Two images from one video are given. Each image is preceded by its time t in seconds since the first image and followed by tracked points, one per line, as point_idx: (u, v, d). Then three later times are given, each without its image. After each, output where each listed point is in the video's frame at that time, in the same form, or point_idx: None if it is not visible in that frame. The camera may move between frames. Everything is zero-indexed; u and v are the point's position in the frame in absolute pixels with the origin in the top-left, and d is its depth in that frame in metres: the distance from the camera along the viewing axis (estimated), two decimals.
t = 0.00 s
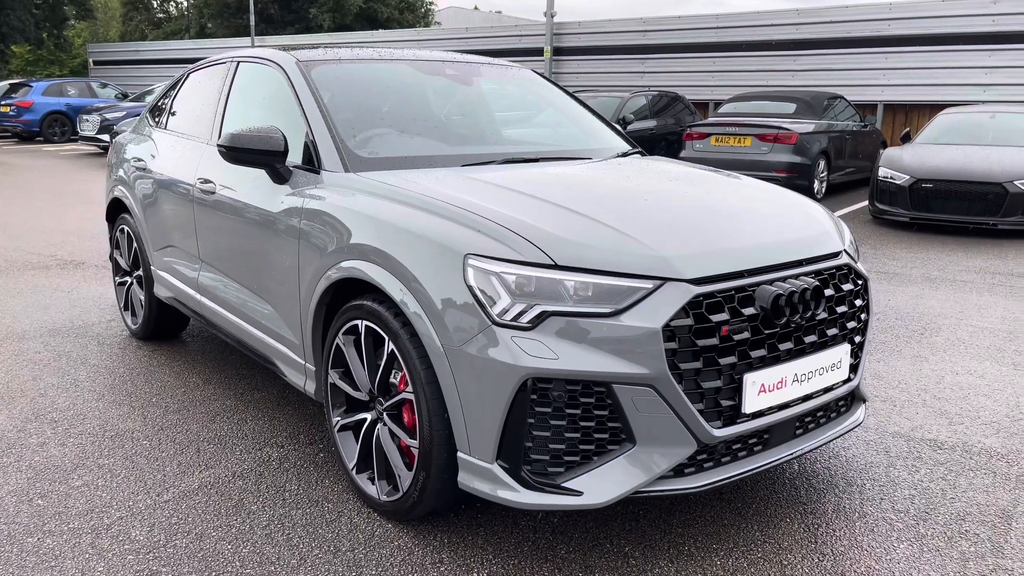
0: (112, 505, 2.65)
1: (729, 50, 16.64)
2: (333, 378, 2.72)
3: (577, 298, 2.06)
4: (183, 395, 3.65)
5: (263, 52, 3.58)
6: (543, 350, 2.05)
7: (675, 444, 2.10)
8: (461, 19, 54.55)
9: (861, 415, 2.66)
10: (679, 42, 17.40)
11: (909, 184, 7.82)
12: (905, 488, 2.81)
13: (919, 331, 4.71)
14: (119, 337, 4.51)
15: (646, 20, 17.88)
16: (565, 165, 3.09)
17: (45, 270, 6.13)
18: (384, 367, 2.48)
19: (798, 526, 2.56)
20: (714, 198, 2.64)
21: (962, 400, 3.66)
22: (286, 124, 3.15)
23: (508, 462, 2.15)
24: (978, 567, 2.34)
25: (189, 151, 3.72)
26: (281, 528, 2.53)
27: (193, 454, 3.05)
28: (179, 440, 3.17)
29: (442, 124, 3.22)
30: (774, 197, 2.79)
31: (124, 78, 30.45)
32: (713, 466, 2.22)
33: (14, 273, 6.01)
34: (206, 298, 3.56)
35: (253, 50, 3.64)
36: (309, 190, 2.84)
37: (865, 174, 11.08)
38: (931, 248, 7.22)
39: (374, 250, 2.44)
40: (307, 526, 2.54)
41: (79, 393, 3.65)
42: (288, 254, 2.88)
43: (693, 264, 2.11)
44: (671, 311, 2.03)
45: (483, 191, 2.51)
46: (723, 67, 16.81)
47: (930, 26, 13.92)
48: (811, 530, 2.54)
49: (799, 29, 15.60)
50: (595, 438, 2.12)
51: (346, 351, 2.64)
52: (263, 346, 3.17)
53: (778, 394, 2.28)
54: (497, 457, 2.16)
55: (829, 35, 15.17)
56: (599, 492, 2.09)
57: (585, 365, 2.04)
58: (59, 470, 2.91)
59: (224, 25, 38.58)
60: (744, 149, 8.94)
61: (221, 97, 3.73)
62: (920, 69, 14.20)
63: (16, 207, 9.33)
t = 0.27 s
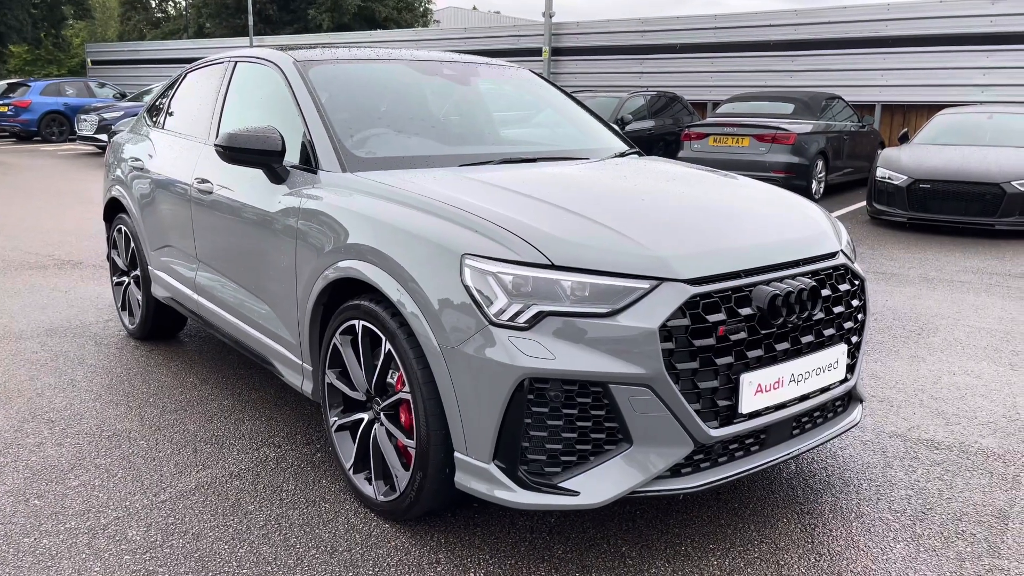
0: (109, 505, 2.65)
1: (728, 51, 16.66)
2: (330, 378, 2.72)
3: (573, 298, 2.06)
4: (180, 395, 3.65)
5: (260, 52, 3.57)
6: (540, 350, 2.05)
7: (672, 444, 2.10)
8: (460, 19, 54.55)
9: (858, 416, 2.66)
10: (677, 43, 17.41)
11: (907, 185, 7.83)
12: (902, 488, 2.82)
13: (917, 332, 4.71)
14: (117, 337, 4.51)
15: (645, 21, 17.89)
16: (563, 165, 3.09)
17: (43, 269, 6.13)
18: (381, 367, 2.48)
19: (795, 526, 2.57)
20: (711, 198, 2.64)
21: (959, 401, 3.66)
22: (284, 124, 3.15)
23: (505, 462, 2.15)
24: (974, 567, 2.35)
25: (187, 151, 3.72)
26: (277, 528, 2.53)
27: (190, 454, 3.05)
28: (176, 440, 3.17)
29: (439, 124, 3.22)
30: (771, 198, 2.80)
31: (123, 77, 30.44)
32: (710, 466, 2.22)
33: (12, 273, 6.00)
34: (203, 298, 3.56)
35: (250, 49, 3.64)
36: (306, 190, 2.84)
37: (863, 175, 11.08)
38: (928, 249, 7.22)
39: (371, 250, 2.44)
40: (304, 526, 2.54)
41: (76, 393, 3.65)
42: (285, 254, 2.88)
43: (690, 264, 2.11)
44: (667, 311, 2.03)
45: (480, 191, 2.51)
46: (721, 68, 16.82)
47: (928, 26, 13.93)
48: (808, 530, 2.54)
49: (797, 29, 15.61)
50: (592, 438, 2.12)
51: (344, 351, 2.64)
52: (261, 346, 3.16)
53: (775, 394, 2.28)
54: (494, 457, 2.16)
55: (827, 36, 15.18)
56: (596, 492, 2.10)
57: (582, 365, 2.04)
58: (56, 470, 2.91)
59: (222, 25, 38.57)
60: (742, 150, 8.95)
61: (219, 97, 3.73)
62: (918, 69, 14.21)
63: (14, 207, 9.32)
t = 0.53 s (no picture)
0: (107, 506, 2.65)
1: (726, 52, 16.67)
2: (329, 378, 2.72)
3: (572, 299, 2.06)
4: (179, 395, 3.65)
5: (259, 52, 3.57)
6: (538, 350, 2.05)
7: (671, 445, 2.10)
8: (458, 20, 54.56)
9: (856, 416, 2.66)
10: (675, 44, 17.42)
11: (904, 186, 7.84)
12: (900, 489, 2.82)
13: (915, 333, 4.71)
14: (114, 338, 4.50)
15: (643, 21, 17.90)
16: (562, 166, 3.09)
17: (40, 270, 6.12)
18: (380, 368, 2.48)
19: (793, 526, 2.57)
20: (709, 199, 2.64)
21: (957, 401, 3.67)
22: (282, 125, 3.15)
23: (503, 463, 2.15)
24: (972, 567, 2.35)
25: (185, 152, 3.71)
26: (276, 528, 2.53)
27: (188, 454, 3.05)
28: (174, 441, 3.17)
29: (437, 124, 3.22)
30: (770, 198, 2.80)
31: (120, 77, 30.41)
32: (708, 466, 2.22)
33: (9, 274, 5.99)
34: (202, 298, 3.56)
35: (249, 50, 3.64)
36: (305, 191, 2.84)
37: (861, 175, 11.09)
38: (927, 250, 7.23)
39: (370, 251, 2.44)
40: (302, 527, 2.54)
41: (74, 394, 3.65)
42: (283, 255, 2.87)
43: (688, 264, 2.11)
44: (666, 311, 2.04)
45: (479, 192, 2.51)
46: (720, 68, 16.83)
47: (926, 28, 13.95)
48: (807, 531, 2.54)
49: (796, 30, 15.62)
50: (591, 439, 2.12)
51: (342, 352, 2.64)
52: (259, 346, 3.16)
53: (773, 395, 2.28)
54: (492, 457, 2.16)
55: (826, 37, 15.20)
56: (594, 493, 2.10)
57: (581, 365, 2.04)
58: (54, 471, 2.91)
59: (220, 26, 38.55)
60: (741, 151, 8.96)
61: (217, 97, 3.73)
62: (916, 70, 14.23)
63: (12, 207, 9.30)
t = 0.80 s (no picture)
0: (107, 507, 2.65)
1: (725, 53, 16.69)
2: (329, 379, 2.72)
3: (573, 300, 2.06)
4: (178, 396, 3.65)
5: (259, 53, 3.57)
6: (538, 351, 2.05)
7: (671, 446, 2.10)
8: (457, 21, 54.57)
9: (856, 418, 2.66)
10: (675, 45, 17.43)
11: (904, 187, 7.84)
12: (900, 490, 2.82)
13: (915, 334, 4.72)
14: (114, 339, 4.50)
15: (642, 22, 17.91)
16: (562, 167, 3.09)
17: (39, 271, 6.12)
18: (380, 369, 2.48)
19: (793, 527, 2.57)
20: (710, 200, 2.64)
21: (957, 402, 3.67)
22: (282, 125, 3.15)
23: (504, 464, 2.15)
24: (972, 568, 2.35)
25: (185, 153, 3.71)
26: (276, 529, 2.53)
27: (188, 455, 3.05)
28: (174, 442, 3.16)
29: (437, 126, 3.22)
30: (770, 200, 2.80)
31: (119, 78, 30.39)
32: (709, 468, 2.22)
33: (8, 274, 5.98)
34: (202, 299, 3.55)
35: (249, 51, 3.64)
36: (305, 192, 2.84)
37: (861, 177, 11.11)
38: (926, 251, 7.23)
39: (370, 252, 2.44)
40: (302, 528, 2.54)
41: (73, 394, 3.64)
42: (283, 256, 2.87)
43: (688, 266, 2.11)
44: (667, 312, 2.04)
45: (479, 193, 2.51)
46: (719, 70, 16.84)
47: (925, 29, 13.97)
48: (806, 532, 2.55)
49: (795, 31, 15.63)
50: (591, 441, 2.12)
51: (342, 353, 2.64)
52: (259, 347, 3.16)
53: (773, 396, 2.28)
54: (492, 459, 2.16)
55: (825, 38, 15.21)
56: (594, 494, 2.10)
57: (581, 367, 2.04)
58: (53, 472, 2.90)
59: (220, 26, 38.55)
60: (740, 152, 8.97)
61: (217, 98, 3.73)
62: (915, 71, 14.24)
63: (11, 208, 9.30)
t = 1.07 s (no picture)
0: (108, 508, 2.65)
1: (725, 54, 16.71)
2: (329, 380, 2.72)
3: (574, 301, 2.06)
4: (178, 397, 3.65)
5: (259, 54, 3.57)
6: (539, 352, 2.05)
7: (671, 447, 2.10)
8: (457, 22, 54.60)
9: (856, 419, 2.67)
10: (674, 46, 17.45)
11: (903, 188, 7.85)
12: (900, 491, 2.82)
13: (915, 335, 4.72)
14: (113, 339, 4.50)
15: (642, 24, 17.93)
16: (562, 168, 3.09)
17: (39, 271, 6.12)
18: (381, 370, 2.48)
19: (793, 528, 2.57)
20: (710, 201, 2.65)
21: (957, 403, 3.67)
22: (282, 126, 3.15)
23: (504, 465, 2.15)
24: (972, 569, 2.35)
25: (185, 153, 3.71)
26: (276, 530, 2.53)
27: (188, 456, 3.05)
28: (174, 443, 3.16)
29: (437, 126, 3.22)
30: (770, 201, 2.80)
31: (119, 79, 30.38)
32: (709, 469, 2.22)
33: (7, 275, 5.98)
34: (202, 300, 3.56)
35: (249, 52, 3.64)
36: (305, 193, 2.84)
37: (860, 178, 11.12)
38: (926, 252, 7.24)
39: (371, 253, 2.44)
40: (302, 528, 2.54)
41: (73, 395, 3.64)
42: (283, 256, 2.87)
43: (688, 267, 2.12)
44: (667, 313, 2.04)
45: (479, 194, 2.51)
46: (718, 71, 16.86)
47: (925, 30, 13.99)
48: (806, 533, 2.55)
49: (794, 32, 15.65)
50: (592, 441, 2.12)
51: (342, 354, 2.64)
52: (259, 348, 3.16)
53: (773, 397, 2.28)
54: (493, 459, 2.16)
55: (824, 39, 15.23)
56: (595, 495, 2.10)
57: (581, 368, 2.04)
58: (54, 472, 2.90)
59: (219, 27, 38.56)
60: (740, 153, 8.98)
61: (218, 99, 3.73)
62: (915, 73, 14.26)
63: (11, 209, 9.31)
